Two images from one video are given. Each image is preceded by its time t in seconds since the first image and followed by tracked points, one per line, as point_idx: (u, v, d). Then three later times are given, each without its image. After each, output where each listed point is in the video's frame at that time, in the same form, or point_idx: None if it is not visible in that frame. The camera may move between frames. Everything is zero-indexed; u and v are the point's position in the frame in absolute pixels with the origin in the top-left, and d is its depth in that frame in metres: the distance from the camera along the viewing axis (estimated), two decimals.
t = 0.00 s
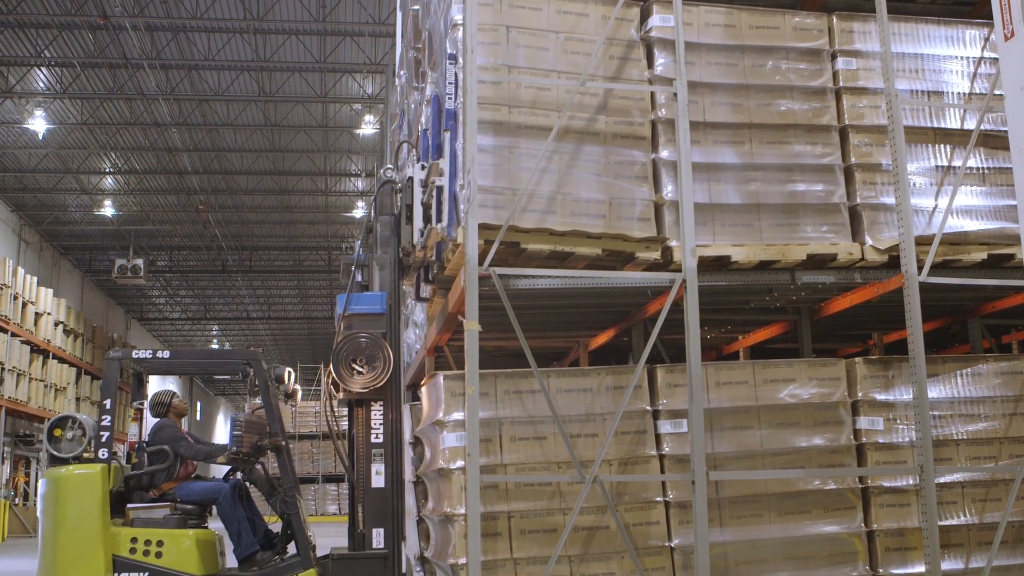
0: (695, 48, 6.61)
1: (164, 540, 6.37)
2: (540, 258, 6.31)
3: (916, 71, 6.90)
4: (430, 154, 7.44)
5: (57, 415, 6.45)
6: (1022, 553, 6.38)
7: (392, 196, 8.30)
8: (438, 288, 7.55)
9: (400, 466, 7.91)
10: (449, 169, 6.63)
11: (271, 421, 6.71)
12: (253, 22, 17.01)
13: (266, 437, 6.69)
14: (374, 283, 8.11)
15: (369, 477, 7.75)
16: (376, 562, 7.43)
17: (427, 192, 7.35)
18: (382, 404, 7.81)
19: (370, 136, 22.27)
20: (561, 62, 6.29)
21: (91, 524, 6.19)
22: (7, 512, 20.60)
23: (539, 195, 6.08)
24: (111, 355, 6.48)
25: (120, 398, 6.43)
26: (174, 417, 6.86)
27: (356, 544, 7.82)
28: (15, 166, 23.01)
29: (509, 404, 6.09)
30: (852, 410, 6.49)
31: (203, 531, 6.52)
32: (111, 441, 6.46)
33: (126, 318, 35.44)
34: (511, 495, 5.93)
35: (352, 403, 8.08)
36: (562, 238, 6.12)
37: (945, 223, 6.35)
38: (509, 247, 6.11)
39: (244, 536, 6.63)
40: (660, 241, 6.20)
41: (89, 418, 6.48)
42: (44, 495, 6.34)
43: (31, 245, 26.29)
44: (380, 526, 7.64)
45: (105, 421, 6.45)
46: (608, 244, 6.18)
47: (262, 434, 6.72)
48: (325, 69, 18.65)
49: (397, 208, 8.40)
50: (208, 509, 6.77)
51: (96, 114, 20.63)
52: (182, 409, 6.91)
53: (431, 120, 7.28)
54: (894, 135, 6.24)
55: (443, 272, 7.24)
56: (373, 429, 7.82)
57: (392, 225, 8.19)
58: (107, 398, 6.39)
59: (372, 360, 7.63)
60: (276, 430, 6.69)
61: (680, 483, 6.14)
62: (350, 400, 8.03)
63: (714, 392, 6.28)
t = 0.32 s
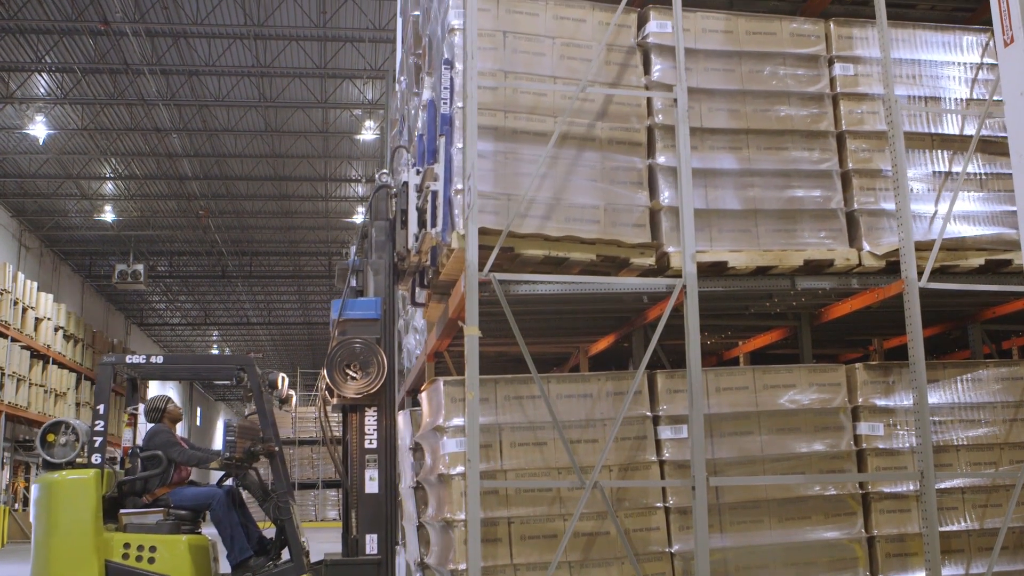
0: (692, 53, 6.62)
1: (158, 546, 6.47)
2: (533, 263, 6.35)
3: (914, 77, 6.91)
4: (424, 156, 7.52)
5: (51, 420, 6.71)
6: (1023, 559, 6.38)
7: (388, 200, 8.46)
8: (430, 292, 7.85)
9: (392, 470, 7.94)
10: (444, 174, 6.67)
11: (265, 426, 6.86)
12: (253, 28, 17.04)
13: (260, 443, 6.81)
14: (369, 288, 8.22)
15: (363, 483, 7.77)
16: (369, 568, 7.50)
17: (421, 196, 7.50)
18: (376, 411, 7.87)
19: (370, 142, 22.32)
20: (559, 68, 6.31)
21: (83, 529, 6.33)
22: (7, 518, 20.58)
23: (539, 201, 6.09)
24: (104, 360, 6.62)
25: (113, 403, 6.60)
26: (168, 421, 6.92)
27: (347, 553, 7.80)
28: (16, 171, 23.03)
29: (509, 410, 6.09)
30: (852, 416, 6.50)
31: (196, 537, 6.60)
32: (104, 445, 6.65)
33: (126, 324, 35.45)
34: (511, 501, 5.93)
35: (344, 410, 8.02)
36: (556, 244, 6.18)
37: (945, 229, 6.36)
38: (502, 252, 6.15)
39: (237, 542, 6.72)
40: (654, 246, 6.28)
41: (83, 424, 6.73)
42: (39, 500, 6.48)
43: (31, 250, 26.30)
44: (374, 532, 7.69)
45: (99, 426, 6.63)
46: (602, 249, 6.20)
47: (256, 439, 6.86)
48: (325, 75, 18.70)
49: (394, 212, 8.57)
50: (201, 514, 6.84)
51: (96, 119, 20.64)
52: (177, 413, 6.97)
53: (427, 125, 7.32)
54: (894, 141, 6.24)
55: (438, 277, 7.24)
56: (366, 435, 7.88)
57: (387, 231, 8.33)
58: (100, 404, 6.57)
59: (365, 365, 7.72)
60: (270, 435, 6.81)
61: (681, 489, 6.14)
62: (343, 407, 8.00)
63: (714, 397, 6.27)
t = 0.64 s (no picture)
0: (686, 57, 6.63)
1: (141, 550, 6.79)
2: (516, 268, 6.33)
3: (909, 81, 6.92)
4: (412, 160, 7.54)
5: (36, 425, 7.04)
6: None
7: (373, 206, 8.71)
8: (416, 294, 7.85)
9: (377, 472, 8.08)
10: (429, 177, 6.62)
11: (249, 432, 7.28)
12: (253, 32, 17.03)
13: (245, 447, 7.26)
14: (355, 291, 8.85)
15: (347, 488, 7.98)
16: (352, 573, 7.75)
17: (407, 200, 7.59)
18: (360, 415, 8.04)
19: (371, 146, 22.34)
20: (555, 72, 6.31)
21: (66, 531, 6.66)
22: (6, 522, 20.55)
23: (541, 206, 6.10)
24: (89, 363, 6.97)
25: (96, 408, 6.98)
26: (155, 426, 7.22)
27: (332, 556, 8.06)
28: (17, 175, 23.04)
29: (510, 414, 6.09)
30: (853, 420, 6.50)
31: (180, 541, 6.95)
32: (88, 448, 6.89)
33: (126, 328, 35.44)
34: (511, 505, 5.92)
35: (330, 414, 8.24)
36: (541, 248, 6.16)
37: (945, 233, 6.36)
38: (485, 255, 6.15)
39: (221, 547, 7.11)
40: (637, 251, 6.28)
41: (66, 428, 7.08)
42: (22, 504, 6.81)
43: (32, 254, 26.35)
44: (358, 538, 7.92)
45: (82, 430, 6.92)
46: (586, 254, 6.21)
47: (240, 444, 7.27)
48: (326, 79, 18.70)
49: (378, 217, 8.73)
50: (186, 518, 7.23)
51: (97, 123, 20.65)
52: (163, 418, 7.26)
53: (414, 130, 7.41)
54: (894, 146, 6.24)
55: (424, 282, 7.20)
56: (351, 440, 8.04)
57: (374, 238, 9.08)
58: (84, 408, 6.94)
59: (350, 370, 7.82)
60: (254, 440, 7.23)
61: (681, 493, 6.14)
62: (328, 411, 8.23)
63: (714, 401, 6.27)
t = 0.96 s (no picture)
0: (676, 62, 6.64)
1: (121, 555, 6.90)
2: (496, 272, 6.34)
3: (905, 85, 6.93)
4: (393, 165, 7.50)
5: (16, 429, 7.10)
6: None
7: (355, 208, 8.70)
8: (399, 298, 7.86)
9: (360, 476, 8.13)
10: (408, 181, 6.62)
11: (229, 436, 7.41)
12: (254, 37, 17.04)
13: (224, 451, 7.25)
14: (336, 294, 8.39)
15: (330, 492, 7.97)
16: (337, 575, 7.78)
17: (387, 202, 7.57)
18: (343, 417, 8.03)
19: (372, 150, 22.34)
20: (556, 77, 6.34)
21: (47, 536, 6.75)
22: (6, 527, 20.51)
23: (542, 211, 6.12)
24: (70, 367, 7.12)
25: (77, 411, 7.06)
26: (135, 431, 7.40)
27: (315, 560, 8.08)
28: (18, 179, 23.02)
29: (510, 419, 6.09)
30: (854, 424, 6.50)
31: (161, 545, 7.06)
32: (69, 453, 7.01)
33: (126, 332, 35.43)
34: (512, 510, 5.91)
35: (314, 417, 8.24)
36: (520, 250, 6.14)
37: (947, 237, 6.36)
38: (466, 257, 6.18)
39: (202, 549, 7.18)
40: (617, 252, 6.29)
41: (47, 432, 7.10)
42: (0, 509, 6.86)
43: (33, 258, 26.41)
44: (341, 542, 7.90)
45: (62, 435, 7.00)
46: (567, 255, 6.22)
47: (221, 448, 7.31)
48: (326, 84, 18.67)
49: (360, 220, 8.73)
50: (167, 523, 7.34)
51: (98, 127, 20.65)
52: (143, 423, 7.44)
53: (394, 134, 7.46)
54: (894, 150, 6.25)
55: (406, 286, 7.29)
56: (334, 443, 8.02)
57: (355, 238, 8.56)
58: (65, 412, 7.02)
59: (332, 373, 7.88)
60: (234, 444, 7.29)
61: (681, 497, 6.14)
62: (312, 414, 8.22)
63: (715, 406, 6.27)
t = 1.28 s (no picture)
0: (677, 66, 6.66)
1: (112, 559, 6.89)
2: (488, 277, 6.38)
3: (908, 88, 6.92)
4: (385, 169, 7.60)
5: (9, 434, 7.28)
6: None
7: (349, 212, 8.46)
8: (393, 303, 8.06)
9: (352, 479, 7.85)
10: (400, 185, 6.71)
11: (221, 441, 7.24)
12: (262, 42, 17.09)
13: (216, 455, 7.25)
14: (329, 299, 8.08)
15: (322, 496, 7.64)
16: None
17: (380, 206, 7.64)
18: (335, 422, 7.75)
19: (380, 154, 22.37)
20: (561, 82, 6.36)
21: (37, 539, 6.77)
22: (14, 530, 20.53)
23: (551, 216, 6.15)
24: (62, 372, 7.09)
25: (69, 414, 7.01)
26: (127, 434, 7.43)
27: (307, 566, 7.68)
28: (27, 184, 23.13)
29: (519, 423, 6.10)
30: (863, 428, 6.49)
31: (152, 549, 7.01)
32: (61, 457, 7.00)
33: (135, 337, 35.56)
34: (520, 514, 5.92)
35: (305, 422, 7.87)
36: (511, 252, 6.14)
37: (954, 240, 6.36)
38: (459, 260, 6.20)
39: (193, 554, 7.04)
40: (609, 255, 6.26)
41: (39, 437, 7.26)
42: None
43: (42, 263, 26.56)
44: (333, 546, 7.61)
45: (54, 439, 7.02)
46: (559, 258, 6.21)
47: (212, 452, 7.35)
48: (334, 88, 18.64)
49: (353, 224, 8.38)
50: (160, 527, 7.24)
51: (107, 133, 20.73)
52: (134, 427, 7.47)
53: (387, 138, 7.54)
54: (902, 154, 6.25)
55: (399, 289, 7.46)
56: (326, 447, 7.74)
57: (348, 242, 8.28)
58: (56, 416, 6.97)
59: (325, 377, 7.60)
60: (225, 448, 7.20)
61: (690, 502, 6.12)
62: (303, 419, 7.84)
63: (723, 410, 6.27)
